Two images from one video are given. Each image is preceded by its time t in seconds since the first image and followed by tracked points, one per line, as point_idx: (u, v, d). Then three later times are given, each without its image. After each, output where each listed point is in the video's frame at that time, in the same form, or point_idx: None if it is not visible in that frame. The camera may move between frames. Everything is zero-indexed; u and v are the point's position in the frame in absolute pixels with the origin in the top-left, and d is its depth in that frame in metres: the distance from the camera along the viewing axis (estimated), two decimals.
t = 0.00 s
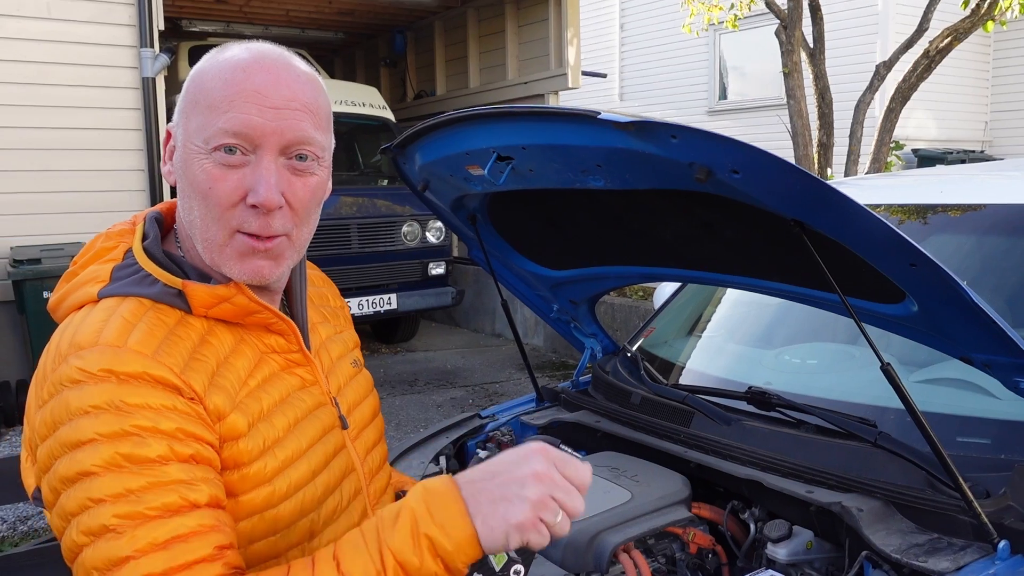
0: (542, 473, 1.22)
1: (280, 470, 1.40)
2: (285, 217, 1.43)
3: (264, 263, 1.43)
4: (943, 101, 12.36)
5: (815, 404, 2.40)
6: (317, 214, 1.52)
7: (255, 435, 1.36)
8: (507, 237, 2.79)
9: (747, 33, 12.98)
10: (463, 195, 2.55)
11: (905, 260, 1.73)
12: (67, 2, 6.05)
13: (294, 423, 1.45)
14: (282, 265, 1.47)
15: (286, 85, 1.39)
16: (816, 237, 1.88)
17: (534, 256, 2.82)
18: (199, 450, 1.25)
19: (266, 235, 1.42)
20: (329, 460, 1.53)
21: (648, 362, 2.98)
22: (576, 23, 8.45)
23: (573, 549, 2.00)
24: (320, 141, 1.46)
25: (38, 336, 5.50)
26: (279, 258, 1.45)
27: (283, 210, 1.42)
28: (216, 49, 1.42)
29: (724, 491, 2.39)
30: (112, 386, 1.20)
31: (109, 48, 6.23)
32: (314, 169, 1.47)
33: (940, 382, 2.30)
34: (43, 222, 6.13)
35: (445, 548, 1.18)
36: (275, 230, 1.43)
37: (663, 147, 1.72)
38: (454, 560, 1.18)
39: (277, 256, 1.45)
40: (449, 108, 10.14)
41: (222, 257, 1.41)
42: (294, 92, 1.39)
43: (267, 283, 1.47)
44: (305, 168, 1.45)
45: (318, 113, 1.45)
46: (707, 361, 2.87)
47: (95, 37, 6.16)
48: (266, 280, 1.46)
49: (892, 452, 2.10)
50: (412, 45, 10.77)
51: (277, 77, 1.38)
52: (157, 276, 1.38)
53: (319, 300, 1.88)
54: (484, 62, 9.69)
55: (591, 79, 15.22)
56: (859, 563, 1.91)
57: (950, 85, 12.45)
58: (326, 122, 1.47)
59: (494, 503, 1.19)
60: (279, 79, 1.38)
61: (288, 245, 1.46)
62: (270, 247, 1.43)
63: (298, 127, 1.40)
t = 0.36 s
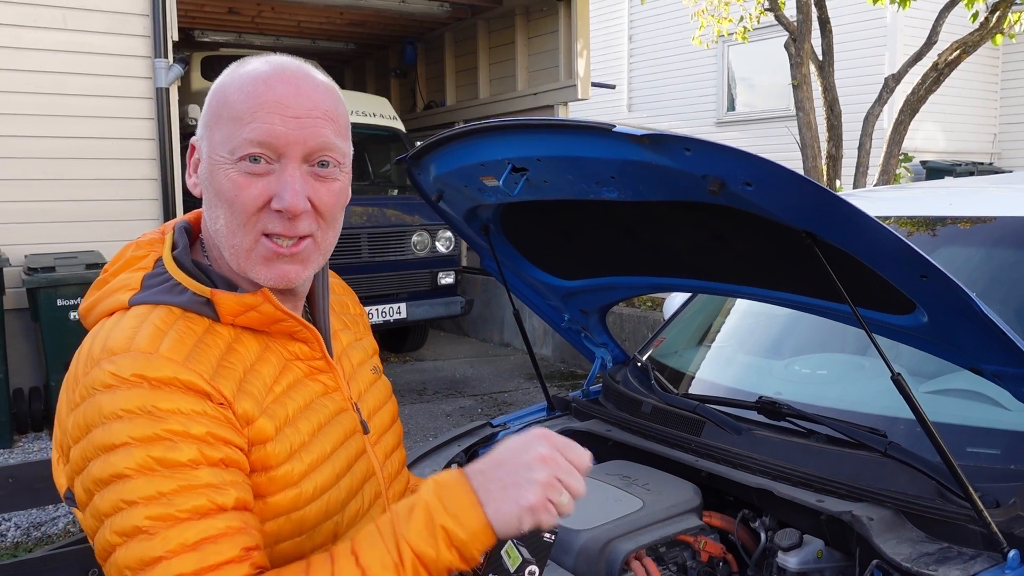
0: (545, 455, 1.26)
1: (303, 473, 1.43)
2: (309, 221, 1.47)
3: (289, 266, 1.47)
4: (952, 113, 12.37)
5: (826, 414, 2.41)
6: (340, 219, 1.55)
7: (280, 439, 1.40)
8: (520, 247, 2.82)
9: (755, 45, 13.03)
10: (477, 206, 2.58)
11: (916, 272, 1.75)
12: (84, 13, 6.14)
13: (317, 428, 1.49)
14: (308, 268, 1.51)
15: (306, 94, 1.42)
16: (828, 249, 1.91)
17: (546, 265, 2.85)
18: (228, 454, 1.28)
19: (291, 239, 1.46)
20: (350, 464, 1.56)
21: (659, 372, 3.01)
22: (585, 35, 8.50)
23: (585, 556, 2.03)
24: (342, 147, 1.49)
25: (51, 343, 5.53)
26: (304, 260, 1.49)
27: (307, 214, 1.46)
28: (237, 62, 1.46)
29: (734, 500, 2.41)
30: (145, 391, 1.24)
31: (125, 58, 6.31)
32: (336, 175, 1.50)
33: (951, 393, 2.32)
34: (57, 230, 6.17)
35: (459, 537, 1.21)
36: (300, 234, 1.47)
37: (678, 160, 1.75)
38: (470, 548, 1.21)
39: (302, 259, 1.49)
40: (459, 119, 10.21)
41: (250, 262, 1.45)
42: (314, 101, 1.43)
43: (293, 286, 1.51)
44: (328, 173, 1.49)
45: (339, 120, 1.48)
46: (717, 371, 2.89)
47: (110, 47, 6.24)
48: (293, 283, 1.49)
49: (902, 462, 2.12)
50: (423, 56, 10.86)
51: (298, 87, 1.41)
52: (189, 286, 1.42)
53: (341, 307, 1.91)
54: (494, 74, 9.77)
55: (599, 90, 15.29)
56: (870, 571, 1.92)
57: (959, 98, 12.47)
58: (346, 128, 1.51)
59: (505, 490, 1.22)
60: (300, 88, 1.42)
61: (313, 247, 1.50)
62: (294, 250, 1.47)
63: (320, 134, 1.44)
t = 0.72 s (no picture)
0: (566, 557, 1.42)
1: (343, 477, 1.48)
2: (357, 235, 1.52)
3: (336, 278, 1.52)
4: (956, 123, 12.42)
5: (837, 422, 2.45)
6: (383, 234, 1.60)
7: (321, 446, 1.45)
8: (534, 256, 2.87)
9: (760, 54, 13.10)
10: (493, 217, 2.63)
11: (929, 282, 1.79)
12: (98, 24, 6.21)
13: (354, 434, 1.53)
14: (352, 281, 1.55)
15: (361, 116, 1.48)
16: (843, 260, 1.95)
17: (560, 274, 2.89)
18: (270, 463, 1.34)
19: (340, 250, 1.51)
20: (385, 468, 1.60)
21: (670, 380, 3.04)
22: (592, 45, 8.55)
23: (602, 561, 2.06)
24: (390, 167, 1.55)
25: (64, 351, 5.58)
26: (350, 273, 1.54)
27: (357, 229, 1.51)
28: (292, 82, 1.51)
29: (747, 506, 2.45)
30: (194, 404, 1.30)
31: (137, 68, 6.37)
32: (382, 194, 1.56)
33: (959, 401, 2.35)
34: (70, 238, 6.23)
35: None
36: (347, 247, 1.52)
37: (697, 173, 1.79)
38: None
39: (348, 272, 1.53)
40: (466, 127, 10.27)
41: (299, 272, 1.49)
42: (367, 122, 1.49)
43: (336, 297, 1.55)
44: (375, 192, 1.54)
45: (387, 140, 1.54)
46: (727, 379, 2.93)
47: (123, 58, 6.31)
48: (337, 294, 1.54)
49: (914, 469, 2.15)
50: (429, 66, 10.94)
51: (352, 107, 1.47)
52: (234, 296, 1.47)
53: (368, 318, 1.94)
54: (500, 83, 9.84)
55: (604, 99, 15.36)
56: None
57: (963, 107, 12.51)
58: (393, 150, 1.57)
59: None
60: (354, 109, 1.48)
61: (358, 261, 1.55)
62: (342, 262, 1.51)
63: (371, 153, 1.50)
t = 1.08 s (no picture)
0: None
1: (364, 473, 1.53)
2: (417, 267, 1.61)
3: (391, 303, 1.61)
4: (952, 134, 12.52)
5: (840, 428, 2.51)
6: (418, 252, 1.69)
7: (343, 445, 1.50)
8: (542, 264, 2.92)
9: (759, 64, 13.20)
10: (503, 226, 2.68)
11: (931, 292, 1.85)
12: (106, 32, 6.27)
13: (374, 433, 1.59)
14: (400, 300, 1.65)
15: (431, 162, 1.54)
16: (847, 270, 2.01)
17: (566, 282, 2.95)
18: (293, 465, 1.39)
19: (404, 281, 1.60)
20: (404, 464, 1.65)
21: (674, 387, 3.09)
22: (593, 56, 8.63)
23: (611, 562, 2.11)
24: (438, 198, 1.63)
25: (70, 355, 5.62)
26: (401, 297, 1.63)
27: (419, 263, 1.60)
28: (361, 118, 1.49)
29: (750, 511, 2.50)
30: (222, 412, 1.37)
31: (144, 76, 6.42)
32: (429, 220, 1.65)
33: (958, 408, 2.42)
34: (76, 243, 6.28)
35: None
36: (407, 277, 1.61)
37: (707, 185, 1.85)
38: None
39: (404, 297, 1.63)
40: (468, 136, 10.34)
41: (369, 301, 1.57)
42: (435, 166, 1.56)
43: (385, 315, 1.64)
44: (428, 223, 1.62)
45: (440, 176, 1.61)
46: (730, 386, 2.98)
47: (130, 65, 6.36)
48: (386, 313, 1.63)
49: (915, 474, 2.21)
50: (431, 74, 11.02)
51: (426, 155, 1.53)
52: (264, 304, 1.53)
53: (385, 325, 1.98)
54: (502, 92, 9.92)
55: (604, 108, 15.46)
56: None
57: (959, 119, 12.62)
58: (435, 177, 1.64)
59: None
60: (426, 156, 1.53)
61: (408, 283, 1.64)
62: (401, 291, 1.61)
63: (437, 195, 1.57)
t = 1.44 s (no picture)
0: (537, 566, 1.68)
1: (355, 461, 1.58)
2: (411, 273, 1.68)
3: (387, 308, 1.69)
4: (941, 143, 12.65)
5: (829, 432, 2.55)
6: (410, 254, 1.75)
7: (333, 434, 1.55)
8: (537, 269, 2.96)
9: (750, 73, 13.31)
10: (499, 231, 2.72)
11: (917, 298, 1.90)
12: (102, 36, 6.29)
13: (365, 422, 1.64)
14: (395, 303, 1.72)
15: (420, 176, 1.60)
16: (837, 277, 2.06)
17: (561, 287, 2.99)
18: (284, 453, 1.45)
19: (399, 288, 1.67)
20: (396, 452, 1.70)
21: (666, 391, 3.13)
22: (588, 64, 8.68)
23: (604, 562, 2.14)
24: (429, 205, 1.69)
25: (64, 358, 5.63)
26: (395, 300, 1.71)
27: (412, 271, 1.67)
28: (353, 140, 1.54)
29: (741, 513, 2.54)
30: (213, 404, 1.43)
31: (141, 80, 6.44)
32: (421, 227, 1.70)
33: (943, 413, 2.46)
34: (70, 246, 6.28)
35: None
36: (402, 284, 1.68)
37: (701, 193, 1.90)
38: None
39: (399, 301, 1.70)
40: (462, 142, 10.38)
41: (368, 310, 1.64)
42: (425, 180, 1.61)
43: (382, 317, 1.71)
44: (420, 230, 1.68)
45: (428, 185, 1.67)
46: (722, 390, 3.03)
47: (126, 69, 6.39)
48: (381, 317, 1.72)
49: (903, 477, 2.25)
50: (425, 80, 11.07)
51: (415, 171, 1.58)
52: (253, 304, 1.59)
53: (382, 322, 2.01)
54: (496, 99, 9.97)
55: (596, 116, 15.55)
56: None
57: (949, 129, 12.75)
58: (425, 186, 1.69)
59: None
60: (415, 172, 1.59)
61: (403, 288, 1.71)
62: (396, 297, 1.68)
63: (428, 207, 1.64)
